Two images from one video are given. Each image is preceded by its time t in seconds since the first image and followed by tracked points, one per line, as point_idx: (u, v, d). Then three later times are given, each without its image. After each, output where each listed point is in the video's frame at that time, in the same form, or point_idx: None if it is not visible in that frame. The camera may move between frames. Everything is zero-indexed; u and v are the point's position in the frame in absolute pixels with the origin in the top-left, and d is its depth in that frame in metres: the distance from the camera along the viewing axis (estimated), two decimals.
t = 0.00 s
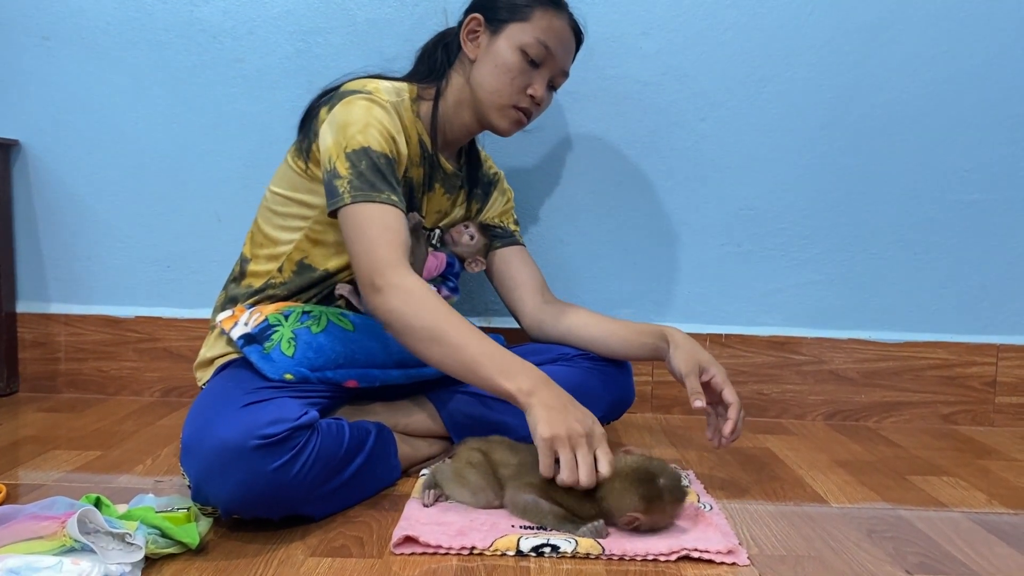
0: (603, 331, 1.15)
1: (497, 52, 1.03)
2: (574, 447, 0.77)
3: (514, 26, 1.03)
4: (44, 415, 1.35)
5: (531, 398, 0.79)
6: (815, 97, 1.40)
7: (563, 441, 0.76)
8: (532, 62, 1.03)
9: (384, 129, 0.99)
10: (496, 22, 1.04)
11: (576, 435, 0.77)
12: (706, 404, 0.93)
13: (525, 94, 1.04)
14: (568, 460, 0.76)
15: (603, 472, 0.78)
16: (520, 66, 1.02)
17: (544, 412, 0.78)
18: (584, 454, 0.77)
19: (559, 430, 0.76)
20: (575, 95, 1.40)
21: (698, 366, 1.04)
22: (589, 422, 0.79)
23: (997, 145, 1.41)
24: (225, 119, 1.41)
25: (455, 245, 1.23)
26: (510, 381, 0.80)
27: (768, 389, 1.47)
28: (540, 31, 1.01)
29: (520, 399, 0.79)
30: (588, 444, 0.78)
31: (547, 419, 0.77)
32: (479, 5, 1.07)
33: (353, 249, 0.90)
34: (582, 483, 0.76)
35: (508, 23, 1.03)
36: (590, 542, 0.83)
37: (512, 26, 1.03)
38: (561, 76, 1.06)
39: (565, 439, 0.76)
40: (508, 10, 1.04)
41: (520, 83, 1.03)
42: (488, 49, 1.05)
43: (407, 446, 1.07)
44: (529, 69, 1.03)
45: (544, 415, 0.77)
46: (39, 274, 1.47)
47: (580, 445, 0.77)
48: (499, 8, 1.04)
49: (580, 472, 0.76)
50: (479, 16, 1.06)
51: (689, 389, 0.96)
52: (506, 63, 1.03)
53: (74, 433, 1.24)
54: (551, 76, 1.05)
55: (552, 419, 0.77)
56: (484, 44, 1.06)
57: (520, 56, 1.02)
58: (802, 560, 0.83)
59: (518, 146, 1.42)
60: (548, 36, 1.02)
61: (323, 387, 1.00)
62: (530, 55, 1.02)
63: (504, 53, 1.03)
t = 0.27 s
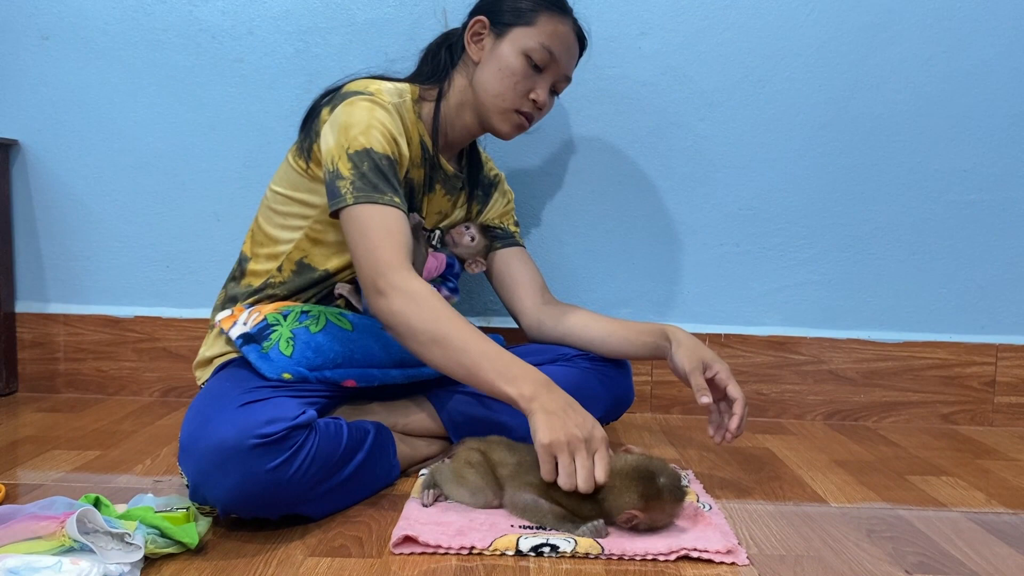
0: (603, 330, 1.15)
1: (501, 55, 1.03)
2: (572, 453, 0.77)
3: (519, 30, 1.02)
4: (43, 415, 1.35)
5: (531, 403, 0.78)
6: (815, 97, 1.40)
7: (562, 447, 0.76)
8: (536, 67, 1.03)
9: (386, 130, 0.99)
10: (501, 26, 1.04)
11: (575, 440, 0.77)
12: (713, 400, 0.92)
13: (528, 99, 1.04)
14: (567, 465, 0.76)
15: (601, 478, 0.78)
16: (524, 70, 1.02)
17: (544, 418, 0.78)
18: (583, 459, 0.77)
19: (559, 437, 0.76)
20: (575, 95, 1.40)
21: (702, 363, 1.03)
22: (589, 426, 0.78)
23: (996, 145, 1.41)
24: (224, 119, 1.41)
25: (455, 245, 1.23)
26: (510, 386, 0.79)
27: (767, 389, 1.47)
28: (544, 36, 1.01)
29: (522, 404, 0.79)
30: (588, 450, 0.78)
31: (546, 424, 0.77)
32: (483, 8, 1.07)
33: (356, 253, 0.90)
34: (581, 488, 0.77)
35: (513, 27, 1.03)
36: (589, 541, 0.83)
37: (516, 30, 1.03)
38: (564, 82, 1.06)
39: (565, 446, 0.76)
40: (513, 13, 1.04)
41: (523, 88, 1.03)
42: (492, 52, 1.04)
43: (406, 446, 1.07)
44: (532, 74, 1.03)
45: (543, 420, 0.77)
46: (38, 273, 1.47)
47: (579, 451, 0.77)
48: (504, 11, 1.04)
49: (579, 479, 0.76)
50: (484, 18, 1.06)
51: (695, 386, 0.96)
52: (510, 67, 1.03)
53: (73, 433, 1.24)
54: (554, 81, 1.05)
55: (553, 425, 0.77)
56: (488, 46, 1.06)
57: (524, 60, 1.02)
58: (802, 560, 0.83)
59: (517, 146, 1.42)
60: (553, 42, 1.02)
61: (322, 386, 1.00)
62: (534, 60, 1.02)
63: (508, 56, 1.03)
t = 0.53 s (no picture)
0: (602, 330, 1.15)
1: (500, 54, 1.03)
2: (574, 449, 0.77)
3: (517, 28, 1.02)
4: (42, 415, 1.35)
5: (537, 393, 0.77)
6: (814, 96, 1.40)
7: (563, 443, 0.76)
8: (535, 64, 1.02)
9: (389, 129, 0.99)
10: (499, 24, 1.04)
11: (577, 438, 0.76)
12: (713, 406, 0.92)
13: (528, 96, 1.04)
14: (567, 461, 0.77)
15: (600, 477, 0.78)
16: (523, 68, 1.02)
17: (549, 411, 0.77)
18: (584, 457, 0.76)
19: (561, 432, 0.76)
20: (574, 95, 1.40)
21: (703, 367, 1.03)
22: (593, 423, 0.77)
23: (995, 145, 1.41)
24: (223, 118, 1.41)
25: (455, 246, 1.23)
26: (516, 377, 0.78)
27: (766, 388, 1.47)
28: (543, 33, 1.01)
29: (528, 394, 0.78)
30: (592, 445, 0.77)
31: (549, 418, 0.76)
32: (482, 7, 1.07)
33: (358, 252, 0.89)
34: (581, 486, 0.77)
35: (511, 25, 1.03)
36: (589, 540, 0.83)
37: (515, 28, 1.03)
38: (563, 79, 1.06)
39: (566, 442, 0.76)
40: (511, 12, 1.04)
41: (522, 86, 1.03)
42: (491, 51, 1.04)
43: (405, 446, 1.07)
44: (531, 72, 1.03)
45: (548, 412, 0.76)
46: (37, 273, 1.47)
47: (582, 448, 0.77)
48: (502, 9, 1.04)
49: (579, 477, 0.76)
50: (482, 17, 1.06)
51: (696, 392, 0.96)
52: (509, 65, 1.03)
53: (72, 433, 1.24)
54: (553, 79, 1.05)
55: (556, 419, 0.76)
56: (486, 45, 1.06)
57: (523, 58, 1.02)
58: (801, 559, 0.83)
59: (516, 145, 1.42)
60: (551, 39, 1.02)
61: (322, 386, 1.00)
62: (533, 57, 1.02)
63: (507, 55, 1.03)
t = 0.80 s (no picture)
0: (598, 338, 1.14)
1: (497, 51, 1.03)
2: (568, 447, 0.79)
3: (513, 24, 1.02)
4: (41, 415, 1.35)
5: (530, 386, 0.79)
6: (813, 96, 1.40)
7: (556, 440, 0.79)
8: (532, 60, 1.03)
9: (387, 128, 0.99)
10: (496, 21, 1.04)
11: (571, 435, 0.78)
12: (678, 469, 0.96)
13: (526, 92, 1.04)
14: (562, 459, 0.79)
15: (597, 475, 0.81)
16: (520, 64, 1.02)
17: (543, 406, 0.79)
18: (578, 454, 0.79)
19: (553, 428, 0.78)
20: (573, 94, 1.40)
21: (682, 420, 1.03)
22: (585, 420, 0.79)
23: (994, 145, 1.41)
24: (222, 118, 1.41)
25: (456, 246, 1.24)
26: (508, 372, 0.80)
27: (766, 388, 1.47)
28: (539, 29, 1.01)
29: (521, 388, 0.79)
30: (585, 441, 0.80)
31: (542, 415, 0.78)
32: (478, 4, 1.07)
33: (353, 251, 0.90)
34: (575, 481, 0.80)
35: (507, 22, 1.03)
36: (588, 540, 0.83)
37: (511, 25, 1.03)
38: (561, 74, 1.06)
39: (559, 438, 0.79)
40: (507, 9, 1.04)
41: (520, 82, 1.03)
42: (487, 48, 1.04)
43: (405, 445, 1.07)
44: (529, 68, 1.03)
45: (540, 407, 0.78)
46: (37, 273, 1.47)
47: (575, 445, 0.79)
48: (498, 7, 1.04)
49: (574, 473, 0.79)
50: (478, 15, 1.06)
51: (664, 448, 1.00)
52: (507, 62, 1.03)
53: (71, 433, 1.24)
54: (551, 74, 1.04)
55: (549, 415, 0.78)
56: (483, 43, 1.06)
57: (521, 54, 1.02)
58: (801, 559, 0.83)
59: (515, 145, 1.42)
60: (548, 34, 1.02)
61: (321, 386, 1.00)
62: (530, 53, 1.02)
63: (504, 52, 1.03)
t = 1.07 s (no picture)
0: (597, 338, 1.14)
1: (496, 48, 1.03)
2: (567, 453, 0.78)
3: (512, 21, 1.02)
4: (41, 415, 1.34)
5: (528, 392, 0.78)
6: (812, 95, 1.39)
7: (555, 447, 0.77)
8: (531, 57, 1.02)
9: (387, 127, 0.99)
10: (494, 18, 1.04)
11: (569, 441, 0.77)
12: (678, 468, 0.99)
13: (526, 89, 1.04)
14: (560, 466, 0.78)
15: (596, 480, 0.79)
16: (519, 61, 1.02)
17: (540, 412, 0.78)
18: (577, 460, 0.78)
19: (552, 434, 0.77)
20: (572, 93, 1.40)
21: (684, 415, 1.04)
22: (584, 425, 0.78)
23: (993, 143, 1.41)
24: (221, 117, 1.41)
25: (455, 245, 1.23)
26: (506, 376, 0.79)
27: (765, 387, 1.47)
28: (537, 25, 1.01)
29: (519, 393, 0.79)
30: (584, 448, 0.78)
31: (540, 420, 0.78)
32: (476, 2, 1.07)
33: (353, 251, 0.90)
34: (574, 488, 0.78)
35: (506, 19, 1.03)
36: (587, 539, 0.83)
37: (510, 21, 1.03)
38: (561, 70, 1.06)
39: (558, 444, 0.77)
40: (505, 6, 1.04)
41: (519, 78, 1.03)
42: (486, 46, 1.04)
43: (404, 445, 1.07)
44: (529, 64, 1.03)
45: (538, 414, 0.78)
46: (36, 273, 1.47)
47: (574, 451, 0.78)
48: (497, 4, 1.04)
49: (572, 480, 0.78)
50: (477, 13, 1.06)
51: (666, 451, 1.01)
52: (506, 59, 1.03)
53: (70, 433, 1.24)
54: (550, 70, 1.04)
55: (547, 421, 0.77)
56: (482, 41, 1.05)
57: (520, 51, 1.02)
58: (800, 558, 0.83)
59: (515, 144, 1.42)
60: (547, 30, 1.01)
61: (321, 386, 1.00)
62: (529, 50, 1.02)
63: (503, 48, 1.03)
